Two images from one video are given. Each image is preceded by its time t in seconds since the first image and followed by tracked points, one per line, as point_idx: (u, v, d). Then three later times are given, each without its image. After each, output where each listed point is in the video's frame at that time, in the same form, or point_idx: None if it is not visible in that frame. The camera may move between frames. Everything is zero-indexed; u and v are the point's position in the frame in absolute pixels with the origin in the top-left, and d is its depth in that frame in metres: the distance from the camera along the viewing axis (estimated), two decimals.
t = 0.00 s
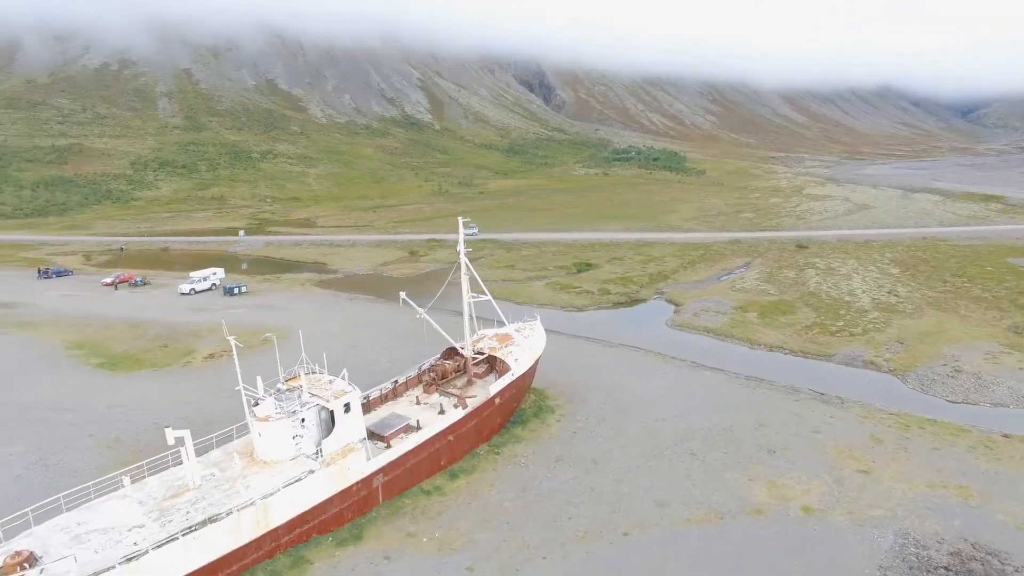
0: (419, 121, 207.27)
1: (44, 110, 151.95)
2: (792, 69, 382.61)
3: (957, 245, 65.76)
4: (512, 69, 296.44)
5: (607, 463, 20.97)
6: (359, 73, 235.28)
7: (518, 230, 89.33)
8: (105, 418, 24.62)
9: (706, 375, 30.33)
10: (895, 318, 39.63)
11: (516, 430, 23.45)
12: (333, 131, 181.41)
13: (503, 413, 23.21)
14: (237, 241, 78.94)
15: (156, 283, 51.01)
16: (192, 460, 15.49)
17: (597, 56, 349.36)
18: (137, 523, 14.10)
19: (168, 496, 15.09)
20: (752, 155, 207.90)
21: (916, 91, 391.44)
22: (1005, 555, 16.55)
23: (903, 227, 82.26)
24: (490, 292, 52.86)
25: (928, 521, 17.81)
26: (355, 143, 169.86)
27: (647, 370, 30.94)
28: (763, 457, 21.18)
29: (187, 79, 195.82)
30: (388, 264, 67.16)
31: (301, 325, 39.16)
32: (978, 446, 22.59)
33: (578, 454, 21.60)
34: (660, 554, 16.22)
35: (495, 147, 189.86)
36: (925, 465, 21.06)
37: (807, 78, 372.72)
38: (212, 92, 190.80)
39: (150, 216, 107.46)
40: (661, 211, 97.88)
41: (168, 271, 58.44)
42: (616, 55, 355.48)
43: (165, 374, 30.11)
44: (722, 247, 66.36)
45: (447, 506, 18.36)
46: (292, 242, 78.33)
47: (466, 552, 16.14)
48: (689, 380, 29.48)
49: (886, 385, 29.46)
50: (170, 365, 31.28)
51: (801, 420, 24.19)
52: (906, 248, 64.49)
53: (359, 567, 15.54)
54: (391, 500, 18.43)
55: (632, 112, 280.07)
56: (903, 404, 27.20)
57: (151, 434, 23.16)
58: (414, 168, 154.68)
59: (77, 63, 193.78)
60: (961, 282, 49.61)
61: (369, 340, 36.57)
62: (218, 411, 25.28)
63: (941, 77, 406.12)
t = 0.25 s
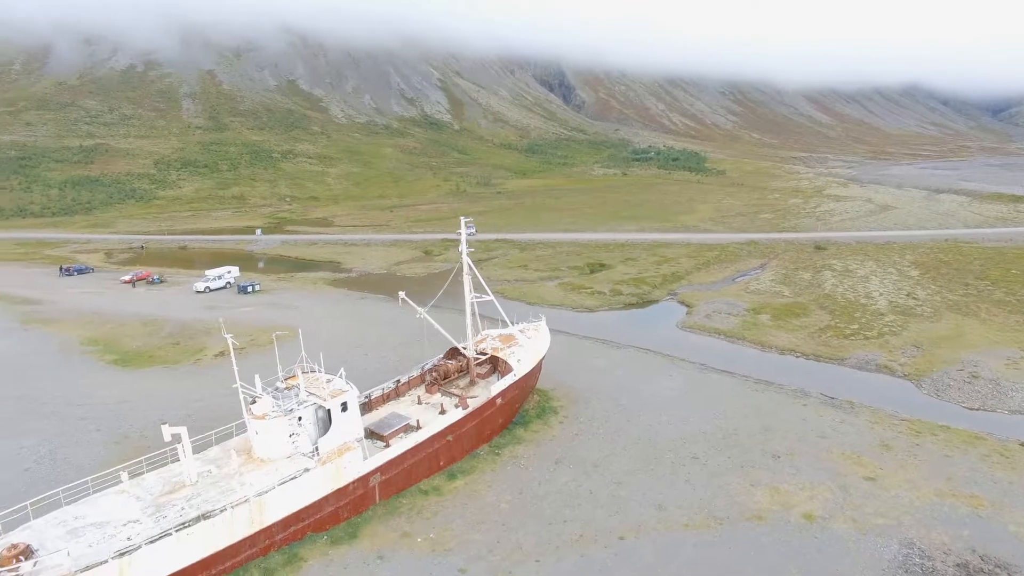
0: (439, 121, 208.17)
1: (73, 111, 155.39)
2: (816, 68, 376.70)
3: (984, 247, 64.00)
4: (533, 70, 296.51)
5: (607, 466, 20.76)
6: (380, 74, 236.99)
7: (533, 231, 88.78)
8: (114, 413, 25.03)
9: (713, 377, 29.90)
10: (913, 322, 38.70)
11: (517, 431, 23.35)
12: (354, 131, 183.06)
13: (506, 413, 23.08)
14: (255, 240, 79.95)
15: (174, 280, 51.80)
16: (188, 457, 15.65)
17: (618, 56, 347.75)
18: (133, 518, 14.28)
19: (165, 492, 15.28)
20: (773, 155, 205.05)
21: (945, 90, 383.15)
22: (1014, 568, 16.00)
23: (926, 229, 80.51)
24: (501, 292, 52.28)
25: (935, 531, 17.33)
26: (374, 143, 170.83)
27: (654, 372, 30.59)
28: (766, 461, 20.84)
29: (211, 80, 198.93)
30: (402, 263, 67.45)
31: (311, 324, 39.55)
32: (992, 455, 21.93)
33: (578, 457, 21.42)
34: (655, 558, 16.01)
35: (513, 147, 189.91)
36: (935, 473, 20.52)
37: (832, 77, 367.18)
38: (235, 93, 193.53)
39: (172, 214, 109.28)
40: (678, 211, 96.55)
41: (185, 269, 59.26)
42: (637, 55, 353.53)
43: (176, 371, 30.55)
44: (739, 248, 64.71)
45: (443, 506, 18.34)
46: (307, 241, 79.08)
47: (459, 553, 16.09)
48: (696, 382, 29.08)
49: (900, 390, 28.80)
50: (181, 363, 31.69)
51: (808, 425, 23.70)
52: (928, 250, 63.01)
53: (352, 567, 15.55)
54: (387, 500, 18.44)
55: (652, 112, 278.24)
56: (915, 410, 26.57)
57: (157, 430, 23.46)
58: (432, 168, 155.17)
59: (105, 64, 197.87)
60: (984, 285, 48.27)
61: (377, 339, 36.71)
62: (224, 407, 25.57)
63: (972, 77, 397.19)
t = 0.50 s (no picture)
0: (459, 121, 208.83)
1: (102, 112, 158.92)
2: (843, 67, 370.32)
3: (1011, 250, 62.30)
4: (554, 69, 296.01)
5: (608, 468, 20.57)
6: (402, 74, 238.45)
7: (549, 231, 88.31)
8: (125, 409, 25.48)
9: (723, 381, 29.43)
10: (933, 326, 37.76)
11: (520, 432, 23.22)
12: (375, 131, 184.45)
13: (508, 414, 23.01)
14: (273, 239, 80.88)
15: (192, 278, 52.61)
16: (186, 454, 15.82)
17: (640, 55, 345.55)
18: (130, 513, 14.48)
19: (163, 488, 15.46)
20: (797, 155, 201.91)
21: (976, 88, 374.02)
22: None
23: (953, 230, 78.63)
24: (513, 292, 51.81)
25: (943, 542, 16.85)
26: (395, 143, 171.85)
27: (662, 374, 30.21)
28: (771, 467, 20.47)
29: (235, 81, 201.96)
30: (417, 263, 67.63)
31: (323, 322, 39.95)
32: (1007, 464, 21.30)
33: (579, 459, 21.27)
34: (651, 564, 15.81)
35: (532, 146, 189.72)
36: (946, 482, 19.99)
37: (859, 75, 360.53)
38: (259, 93, 196.20)
39: (195, 213, 111.13)
40: (697, 211, 95.30)
41: (204, 267, 60.12)
42: (660, 54, 350.93)
43: (188, 368, 31.05)
44: (756, 249, 63.40)
45: (442, 506, 18.30)
46: (324, 240, 79.83)
47: (453, 555, 16.06)
48: (704, 385, 28.67)
49: (915, 395, 28.09)
50: (193, 360, 32.11)
51: (817, 431, 23.25)
52: (953, 252, 61.46)
53: (346, 566, 15.60)
54: (386, 499, 18.47)
55: (674, 111, 275.90)
56: (931, 417, 25.90)
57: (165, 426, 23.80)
58: (452, 168, 155.61)
59: (134, 66, 202.08)
60: (1008, 289, 46.95)
61: (387, 339, 36.87)
62: (231, 404, 25.84)
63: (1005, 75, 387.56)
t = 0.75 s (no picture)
0: (481, 121, 209.35)
1: (131, 113, 162.35)
2: (872, 65, 362.79)
3: None
4: (577, 69, 295.16)
5: (610, 472, 20.33)
6: (424, 74, 239.80)
7: (566, 232, 87.75)
8: (137, 404, 25.96)
9: (733, 385, 28.89)
10: (955, 332, 36.69)
11: (524, 434, 23.09)
12: (397, 131, 185.79)
13: (512, 416, 22.93)
14: (293, 238, 81.82)
15: (211, 276, 53.42)
16: (186, 451, 16.03)
17: (664, 54, 342.86)
18: (129, 508, 14.71)
19: (163, 483, 15.67)
20: (823, 155, 198.33)
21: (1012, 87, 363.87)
22: None
23: (983, 233, 76.48)
24: (526, 293, 51.29)
25: (952, 555, 16.34)
26: (416, 143, 172.68)
27: (671, 378, 29.75)
28: (777, 474, 20.07)
29: (261, 82, 204.99)
30: (433, 262, 67.76)
31: (335, 321, 40.33)
32: None
33: (581, 462, 21.05)
34: (647, 571, 15.59)
35: (553, 146, 189.34)
36: (960, 493, 19.38)
37: (889, 74, 353.19)
38: (284, 94, 198.83)
39: (218, 212, 112.98)
40: (717, 211, 94.06)
41: (223, 266, 60.98)
42: (684, 53, 347.80)
43: (201, 365, 31.56)
44: (776, 251, 61.28)
45: (439, 508, 18.26)
46: (343, 240, 80.55)
47: (448, 557, 16.01)
48: (713, 390, 28.19)
49: (933, 403, 27.37)
50: (206, 357, 32.57)
51: (827, 438, 22.73)
52: (981, 255, 59.69)
53: (342, 565, 15.67)
54: (385, 500, 18.48)
55: (698, 111, 273.17)
56: (948, 425, 25.15)
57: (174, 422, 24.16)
58: (473, 168, 155.82)
59: (163, 68, 206.17)
60: None
61: (398, 338, 37.00)
62: (239, 401, 26.12)
63: None
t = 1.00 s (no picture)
0: (502, 121, 209.55)
1: (158, 114, 165.41)
2: (901, 63, 355.06)
3: None
4: (599, 69, 293.84)
5: (612, 475, 20.10)
6: (446, 75, 240.71)
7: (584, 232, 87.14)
8: (148, 400, 26.37)
9: (744, 389, 28.35)
10: (977, 337, 35.66)
11: (527, 435, 22.93)
12: (418, 131, 186.77)
13: (515, 417, 22.79)
14: (311, 237, 82.62)
15: (228, 275, 54.13)
16: (185, 447, 16.21)
17: (687, 53, 339.71)
18: (127, 503, 14.92)
19: (162, 479, 15.87)
20: (848, 155, 194.70)
21: None
22: None
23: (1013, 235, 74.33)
24: (540, 293, 51.09)
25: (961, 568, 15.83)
26: (436, 143, 173.29)
27: (679, 380, 29.30)
28: (782, 480, 19.66)
29: (284, 82, 207.53)
30: (448, 262, 67.82)
31: (346, 319, 40.60)
32: None
33: (583, 465, 20.84)
34: None
35: (574, 146, 188.72)
36: (972, 503, 18.80)
37: (920, 72, 345.62)
38: (307, 94, 201.03)
39: (240, 211, 114.58)
40: (737, 211, 92.80)
41: (241, 264, 61.78)
42: (707, 52, 344.28)
43: (212, 362, 31.97)
44: (794, 253, 59.75)
45: (437, 509, 18.20)
46: (360, 239, 81.17)
47: (442, 557, 15.94)
48: (722, 393, 27.72)
49: (950, 409, 26.62)
50: (217, 354, 33.02)
51: (836, 444, 22.20)
52: (1009, 258, 57.94)
53: (336, 563, 15.70)
54: (383, 499, 18.51)
55: (721, 111, 270.13)
56: (966, 432, 24.40)
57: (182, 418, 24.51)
58: (493, 168, 155.87)
59: (189, 69, 209.76)
60: None
61: (407, 337, 37.10)
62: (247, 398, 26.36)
63: None
